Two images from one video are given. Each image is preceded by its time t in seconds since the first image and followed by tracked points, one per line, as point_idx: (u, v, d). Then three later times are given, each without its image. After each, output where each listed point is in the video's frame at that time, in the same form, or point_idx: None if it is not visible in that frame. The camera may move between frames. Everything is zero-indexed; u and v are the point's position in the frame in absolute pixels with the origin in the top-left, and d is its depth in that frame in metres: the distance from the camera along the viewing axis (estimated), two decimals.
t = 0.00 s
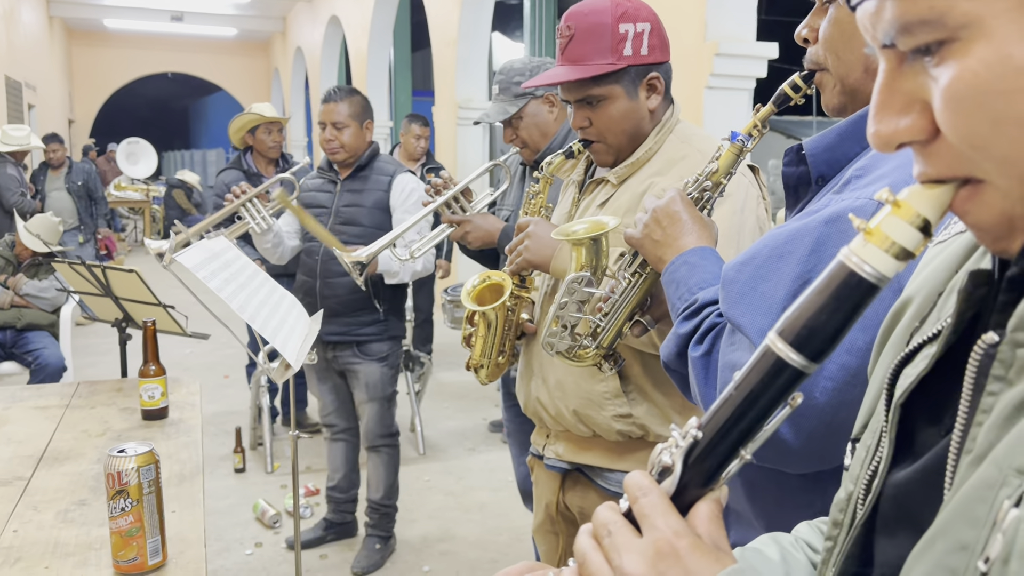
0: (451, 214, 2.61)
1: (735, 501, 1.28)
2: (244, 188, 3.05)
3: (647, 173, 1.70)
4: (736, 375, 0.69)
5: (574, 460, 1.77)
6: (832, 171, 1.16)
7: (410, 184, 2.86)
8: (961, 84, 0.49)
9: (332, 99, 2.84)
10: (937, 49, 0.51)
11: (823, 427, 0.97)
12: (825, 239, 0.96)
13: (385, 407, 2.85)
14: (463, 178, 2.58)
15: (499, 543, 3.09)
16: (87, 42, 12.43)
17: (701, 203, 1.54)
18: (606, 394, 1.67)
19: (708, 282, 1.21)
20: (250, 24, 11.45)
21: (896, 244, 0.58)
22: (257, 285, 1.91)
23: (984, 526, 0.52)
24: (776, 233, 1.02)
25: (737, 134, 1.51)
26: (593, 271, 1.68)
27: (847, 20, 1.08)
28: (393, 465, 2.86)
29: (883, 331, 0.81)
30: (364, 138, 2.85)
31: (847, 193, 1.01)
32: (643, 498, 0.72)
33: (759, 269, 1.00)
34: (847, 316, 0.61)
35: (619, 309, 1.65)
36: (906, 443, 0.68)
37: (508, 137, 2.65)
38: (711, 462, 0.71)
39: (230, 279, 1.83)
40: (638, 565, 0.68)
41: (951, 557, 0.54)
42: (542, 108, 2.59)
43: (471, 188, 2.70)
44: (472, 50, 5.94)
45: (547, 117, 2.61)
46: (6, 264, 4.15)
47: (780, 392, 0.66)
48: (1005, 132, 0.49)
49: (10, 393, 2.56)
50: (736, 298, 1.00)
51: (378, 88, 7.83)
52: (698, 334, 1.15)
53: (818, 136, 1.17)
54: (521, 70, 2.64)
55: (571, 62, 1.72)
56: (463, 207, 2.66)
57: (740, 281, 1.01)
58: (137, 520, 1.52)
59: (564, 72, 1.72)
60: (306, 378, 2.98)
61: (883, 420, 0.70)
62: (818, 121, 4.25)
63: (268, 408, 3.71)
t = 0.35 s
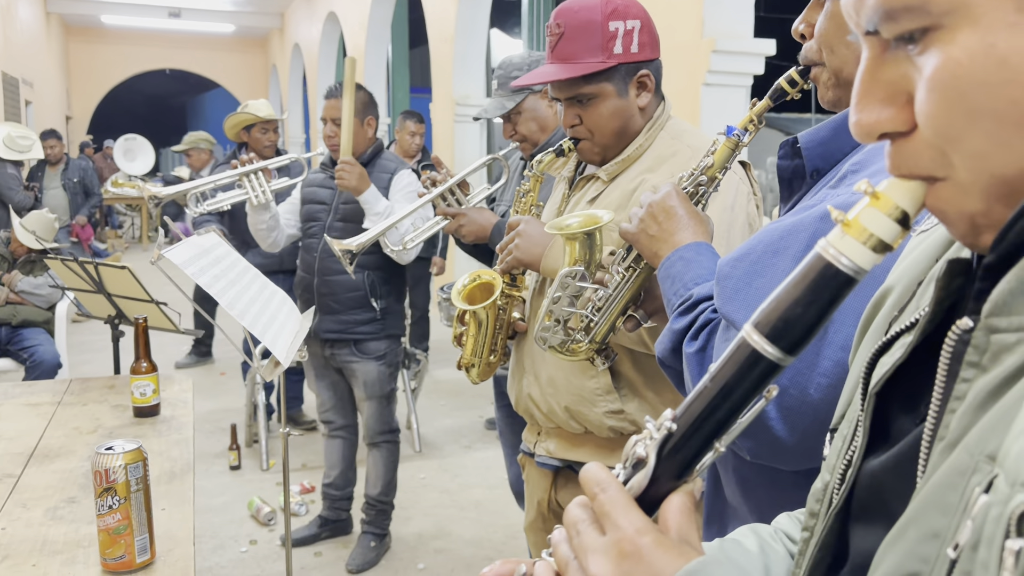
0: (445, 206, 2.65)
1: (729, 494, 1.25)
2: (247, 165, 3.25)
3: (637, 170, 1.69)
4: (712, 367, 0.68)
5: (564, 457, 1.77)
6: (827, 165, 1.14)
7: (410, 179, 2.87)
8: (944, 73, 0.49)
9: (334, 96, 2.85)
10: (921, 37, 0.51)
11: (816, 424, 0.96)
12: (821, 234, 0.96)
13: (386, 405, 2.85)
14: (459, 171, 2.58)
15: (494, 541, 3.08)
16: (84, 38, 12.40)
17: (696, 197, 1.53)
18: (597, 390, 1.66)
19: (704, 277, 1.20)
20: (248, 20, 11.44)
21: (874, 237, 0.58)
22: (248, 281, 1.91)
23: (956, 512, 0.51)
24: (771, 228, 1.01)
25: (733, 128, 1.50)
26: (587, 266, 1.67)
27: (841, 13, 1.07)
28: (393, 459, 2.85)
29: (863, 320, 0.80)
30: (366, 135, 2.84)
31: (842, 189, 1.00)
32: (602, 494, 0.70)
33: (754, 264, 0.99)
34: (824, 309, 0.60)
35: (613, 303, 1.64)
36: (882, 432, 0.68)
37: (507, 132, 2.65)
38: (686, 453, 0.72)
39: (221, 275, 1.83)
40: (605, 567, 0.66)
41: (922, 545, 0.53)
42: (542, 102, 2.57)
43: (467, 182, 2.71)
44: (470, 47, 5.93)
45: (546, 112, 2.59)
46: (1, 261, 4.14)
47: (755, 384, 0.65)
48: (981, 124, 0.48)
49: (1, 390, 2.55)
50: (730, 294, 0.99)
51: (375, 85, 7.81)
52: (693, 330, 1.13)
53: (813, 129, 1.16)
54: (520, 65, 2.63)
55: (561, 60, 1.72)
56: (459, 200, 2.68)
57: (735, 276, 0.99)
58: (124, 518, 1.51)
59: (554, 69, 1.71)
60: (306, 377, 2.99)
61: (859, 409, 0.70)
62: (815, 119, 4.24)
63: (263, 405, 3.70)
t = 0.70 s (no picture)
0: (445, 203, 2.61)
1: (727, 492, 1.23)
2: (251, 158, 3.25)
3: (635, 168, 1.67)
4: (690, 371, 0.68)
5: (562, 455, 1.76)
6: (825, 158, 1.12)
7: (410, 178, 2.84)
8: (914, 70, 0.47)
9: (334, 94, 2.84)
10: (891, 34, 0.49)
11: (810, 419, 0.95)
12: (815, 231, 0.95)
13: (383, 403, 2.84)
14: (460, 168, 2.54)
15: (495, 538, 3.08)
16: (87, 37, 12.42)
17: (694, 191, 1.51)
18: (592, 389, 1.65)
19: (700, 272, 1.19)
20: (250, 18, 11.45)
21: (851, 238, 0.56)
22: (244, 278, 1.90)
23: (935, 520, 0.50)
24: (766, 222, 0.99)
25: (731, 122, 1.48)
26: (585, 260, 1.64)
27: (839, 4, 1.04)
28: (393, 458, 2.84)
29: (851, 317, 0.79)
30: (365, 134, 2.84)
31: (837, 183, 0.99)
32: (580, 502, 0.69)
33: (748, 259, 0.97)
34: (802, 311, 0.59)
35: (611, 298, 1.61)
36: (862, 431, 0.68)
37: (509, 128, 2.63)
38: (664, 459, 0.71)
39: (215, 272, 1.82)
40: None
41: (902, 552, 0.52)
42: (544, 98, 2.55)
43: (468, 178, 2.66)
44: (472, 44, 5.91)
45: (548, 107, 2.57)
46: (2, 259, 4.14)
47: (733, 390, 0.65)
48: (951, 123, 0.47)
49: None
50: (724, 288, 0.97)
51: (378, 82, 7.80)
52: (688, 324, 1.11)
53: (810, 122, 1.14)
54: (522, 61, 2.63)
55: (555, 56, 1.70)
56: (459, 198, 2.63)
57: (729, 271, 0.98)
58: (118, 516, 1.50)
59: (549, 65, 1.70)
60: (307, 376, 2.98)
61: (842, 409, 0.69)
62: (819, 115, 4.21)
63: (264, 403, 3.69)
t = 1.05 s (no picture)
0: (446, 200, 2.61)
1: (730, 493, 1.21)
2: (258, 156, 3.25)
3: (636, 165, 1.65)
4: (671, 381, 0.69)
5: (563, 455, 1.74)
6: (824, 155, 1.10)
7: (411, 176, 2.84)
8: (878, 74, 0.50)
9: (335, 92, 2.84)
10: (857, 37, 0.52)
11: (808, 418, 0.93)
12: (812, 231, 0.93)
13: (387, 403, 2.83)
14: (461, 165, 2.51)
15: (501, 538, 3.06)
16: (95, 36, 12.47)
17: (694, 190, 1.50)
18: (593, 388, 1.64)
19: (698, 271, 1.17)
20: (257, 16, 11.47)
21: (827, 242, 0.59)
22: (242, 278, 1.89)
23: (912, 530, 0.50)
24: (762, 221, 0.98)
25: (730, 120, 1.46)
26: (585, 260, 1.64)
27: None
28: (396, 458, 2.83)
29: (842, 319, 0.78)
30: (366, 133, 2.82)
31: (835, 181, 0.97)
32: (562, 515, 0.68)
33: (744, 258, 0.95)
34: (780, 317, 0.62)
35: (611, 298, 1.60)
36: (851, 435, 0.67)
37: (513, 126, 2.62)
38: (650, 466, 0.72)
39: (214, 272, 1.81)
40: None
41: (882, 562, 0.52)
42: (546, 96, 2.53)
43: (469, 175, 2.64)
44: (478, 41, 5.90)
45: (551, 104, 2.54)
46: (8, 259, 4.14)
47: (714, 398, 0.67)
48: (916, 127, 0.49)
49: (3, 388, 2.56)
50: (721, 287, 0.95)
51: (384, 81, 7.80)
52: (687, 323, 1.09)
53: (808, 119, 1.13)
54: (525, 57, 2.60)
55: (554, 54, 1.69)
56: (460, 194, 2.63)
57: (726, 270, 0.96)
58: (116, 516, 1.50)
59: (547, 64, 1.69)
60: (309, 374, 2.98)
61: (832, 413, 0.69)
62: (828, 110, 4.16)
63: (270, 403, 3.68)
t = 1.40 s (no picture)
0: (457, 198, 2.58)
1: (743, 495, 1.20)
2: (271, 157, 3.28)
3: (651, 162, 1.65)
4: (682, 386, 0.69)
5: (571, 452, 1.73)
6: (837, 155, 1.09)
7: (423, 174, 2.84)
8: (884, 77, 0.51)
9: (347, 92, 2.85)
10: (861, 39, 0.53)
11: (822, 420, 0.92)
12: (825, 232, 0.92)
13: (399, 403, 2.83)
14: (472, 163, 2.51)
15: (515, 538, 3.06)
16: (110, 38, 12.57)
17: (706, 189, 1.49)
18: (603, 385, 1.63)
19: (710, 271, 1.16)
20: (271, 17, 11.54)
21: (837, 246, 0.61)
22: (257, 279, 1.90)
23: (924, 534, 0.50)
24: (774, 222, 0.97)
25: (742, 119, 1.45)
26: (597, 261, 1.63)
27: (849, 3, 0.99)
28: (409, 460, 2.83)
29: (859, 322, 0.77)
30: (376, 133, 2.83)
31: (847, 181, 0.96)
32: (576, 520, 0.68)
33: (755, 259, 0.95)
34: (792, 321, 0.63)
35: (624, 298, 1.59)
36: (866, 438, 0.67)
37: (525, 125, 2.61)
38: (663, 472, 0.71)
39: (229, 273, 1.82)
40: None
41: (894, 566, 0.52)
42: (559, 95, 2.52)
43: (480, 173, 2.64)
44: (491, 41, 5.90)
45: (564, 104, 2.54)
46: (25, 261, 4.18)
47: (726, 404, 0.67)
48: (924, 130, 0.50)
49: (21, 389, 2.59)
50: (732, 288, 0.94)
51: (398, 81, 7.81)
52: (698, 325, 1.08)
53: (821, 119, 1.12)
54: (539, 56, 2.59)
55: (575, 44, 1.68)
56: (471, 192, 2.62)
57: (737, 271, 0.95)
58: (132, 517, 1.51)
59: (569, 53, 1.68)
60: (321, 373, 2.99)
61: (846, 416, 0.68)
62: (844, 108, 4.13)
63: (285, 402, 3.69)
